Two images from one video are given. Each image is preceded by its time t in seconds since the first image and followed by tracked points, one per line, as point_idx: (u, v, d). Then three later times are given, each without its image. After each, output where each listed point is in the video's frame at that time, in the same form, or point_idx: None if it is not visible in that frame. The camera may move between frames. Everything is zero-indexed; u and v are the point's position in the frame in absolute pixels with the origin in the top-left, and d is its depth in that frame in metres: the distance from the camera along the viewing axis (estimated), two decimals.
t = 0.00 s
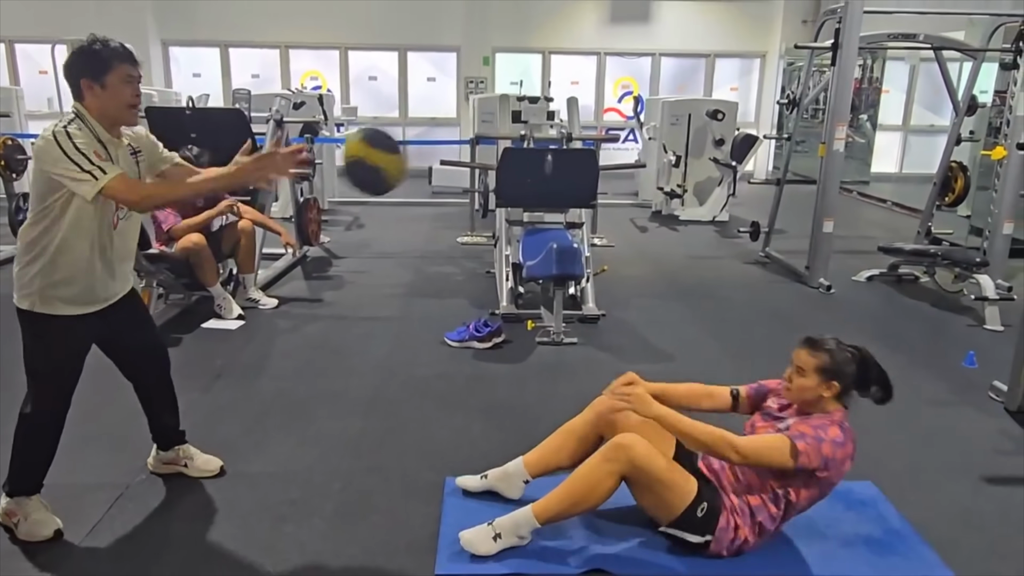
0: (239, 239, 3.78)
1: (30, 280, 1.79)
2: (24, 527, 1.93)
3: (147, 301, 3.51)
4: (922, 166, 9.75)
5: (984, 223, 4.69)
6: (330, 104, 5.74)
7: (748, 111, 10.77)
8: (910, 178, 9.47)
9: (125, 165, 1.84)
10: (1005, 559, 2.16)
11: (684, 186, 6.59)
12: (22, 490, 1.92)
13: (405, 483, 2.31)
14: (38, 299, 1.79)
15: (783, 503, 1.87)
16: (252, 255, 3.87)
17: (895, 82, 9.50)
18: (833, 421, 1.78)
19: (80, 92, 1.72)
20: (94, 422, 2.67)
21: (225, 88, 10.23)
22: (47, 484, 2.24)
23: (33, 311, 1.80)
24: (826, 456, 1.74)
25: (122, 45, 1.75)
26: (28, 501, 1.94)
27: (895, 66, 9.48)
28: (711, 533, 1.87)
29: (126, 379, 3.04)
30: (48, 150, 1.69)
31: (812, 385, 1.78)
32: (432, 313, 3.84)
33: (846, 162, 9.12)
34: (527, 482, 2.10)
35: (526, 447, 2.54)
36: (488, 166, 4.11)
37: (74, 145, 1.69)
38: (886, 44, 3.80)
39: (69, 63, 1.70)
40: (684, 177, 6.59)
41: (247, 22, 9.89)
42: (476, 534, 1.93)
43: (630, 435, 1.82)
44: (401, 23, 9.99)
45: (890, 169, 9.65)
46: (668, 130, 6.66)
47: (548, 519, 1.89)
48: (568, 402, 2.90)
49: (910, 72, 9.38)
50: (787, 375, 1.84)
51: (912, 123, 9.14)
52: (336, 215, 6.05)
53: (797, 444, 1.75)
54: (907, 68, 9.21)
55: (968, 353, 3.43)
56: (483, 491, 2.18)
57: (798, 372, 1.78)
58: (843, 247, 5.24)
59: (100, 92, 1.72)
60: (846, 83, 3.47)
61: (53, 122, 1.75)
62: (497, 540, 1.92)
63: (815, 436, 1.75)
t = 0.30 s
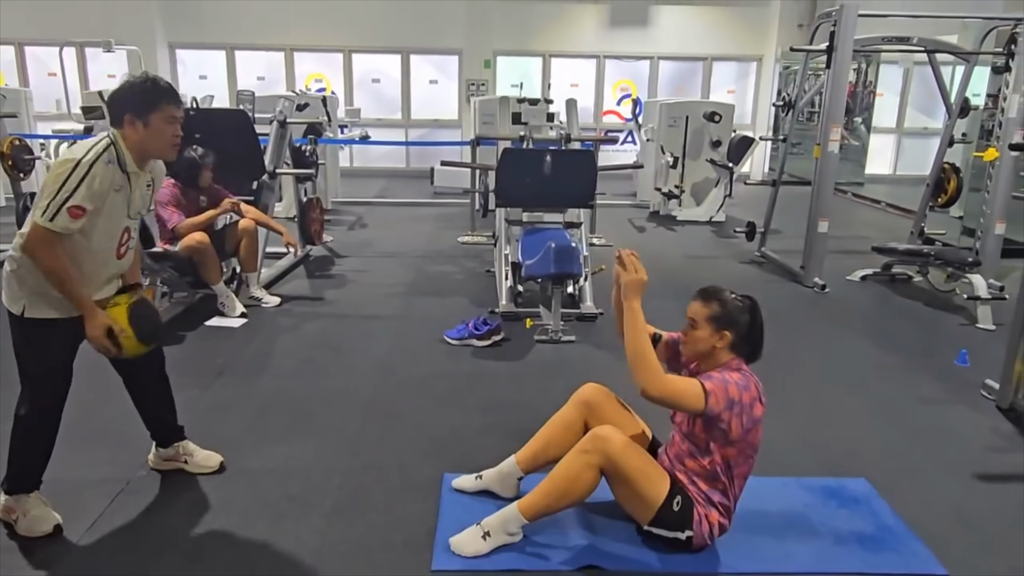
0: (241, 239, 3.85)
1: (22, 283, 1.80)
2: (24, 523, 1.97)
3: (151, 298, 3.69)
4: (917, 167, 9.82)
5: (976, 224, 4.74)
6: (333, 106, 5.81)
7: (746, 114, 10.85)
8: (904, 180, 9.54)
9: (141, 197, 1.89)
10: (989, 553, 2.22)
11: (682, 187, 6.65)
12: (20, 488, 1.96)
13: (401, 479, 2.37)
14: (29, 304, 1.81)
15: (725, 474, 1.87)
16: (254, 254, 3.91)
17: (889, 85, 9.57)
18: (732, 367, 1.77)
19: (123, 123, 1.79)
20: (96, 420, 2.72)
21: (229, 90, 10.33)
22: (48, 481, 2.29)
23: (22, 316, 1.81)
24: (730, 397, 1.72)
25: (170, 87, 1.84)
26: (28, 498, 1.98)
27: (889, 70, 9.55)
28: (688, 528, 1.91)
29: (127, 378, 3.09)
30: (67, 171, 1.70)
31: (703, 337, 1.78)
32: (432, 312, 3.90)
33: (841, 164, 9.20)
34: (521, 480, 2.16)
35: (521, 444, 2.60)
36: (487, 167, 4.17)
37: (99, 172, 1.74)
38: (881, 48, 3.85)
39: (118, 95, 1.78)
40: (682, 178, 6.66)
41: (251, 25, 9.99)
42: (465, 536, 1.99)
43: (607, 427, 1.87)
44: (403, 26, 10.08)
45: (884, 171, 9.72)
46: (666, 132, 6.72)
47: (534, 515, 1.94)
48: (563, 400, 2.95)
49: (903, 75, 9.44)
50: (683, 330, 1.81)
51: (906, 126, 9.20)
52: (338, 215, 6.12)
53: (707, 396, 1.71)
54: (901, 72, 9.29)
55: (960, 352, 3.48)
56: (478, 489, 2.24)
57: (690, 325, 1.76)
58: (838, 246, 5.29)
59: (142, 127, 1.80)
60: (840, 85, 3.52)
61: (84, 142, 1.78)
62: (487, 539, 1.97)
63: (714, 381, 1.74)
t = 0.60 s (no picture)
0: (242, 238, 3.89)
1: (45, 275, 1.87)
2: (22, 518, 2.01)
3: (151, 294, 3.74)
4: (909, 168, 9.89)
5: (966, 224, 4.73)
6: (335, 107, 5.88)
7: (741, 115, 10.93)
8: (896, 181, 9.61)
9: (145, 166, 1.92)
10: (970, 548, 2.27)
11: (678, 187, 6.71)
12: (21, 483, 1.99)
13: (395, 476, 2.43)
14: (51, 296, 1.88)
15: (712, 470, 1.93)
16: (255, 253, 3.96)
17: (882, 86, 9.63)
18: (715, 364, 1.82)
19: (104, 96, 1.78)
20: (97, 419, 2.78)
21: (233, 91, 10.42)
22: (49, 479, 2.33)
23: (45, 308, 1.88)
24: (712, 392, 1.77)
25: (146, 52, 1.81)
26: (27, 494, 2.01)
27: (881, 72, 9.62)
28: (678, 523, 1.96)
29: (130, 377, 3.15)
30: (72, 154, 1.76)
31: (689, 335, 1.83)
32: (431, 310, 3.97)
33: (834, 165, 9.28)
34: (513, 477, 2.22)
35: (513, 440, 2.66)
36: (486, 167, 4.24)
37: (100, 150, 1.77)
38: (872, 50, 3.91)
39: (92, 69, 1.75)
40: (678, 178, 6.71)
41: (253, 27, 10.08)
42: (457, 533, 2.05)
43: (598, 425, 1.92)
44: (403, 29, 10.15)
45: (877, 171, 9.79)
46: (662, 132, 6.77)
47: (525, 512, 1.99)
48: (557, 397, 3.01)
49: (895, 77, 9.49)
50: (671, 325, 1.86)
51: (899, 126, 9.29)
52: (340, 214, 6.19)
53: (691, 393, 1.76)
54: (893, 74, 9.35)
55: (950, 350, 3.53)
56: (471, 486, 2.30)
57: (679, 320, 1.81)
58: (831, 245, 5.35)
59: (124, 98, 1.78)
60: (833, 87, 3.57)
61: (73, 122, 1.81)
62: (477, 536, 2.04)
63: (698, 377, 1.78)
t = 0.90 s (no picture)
0: (239, 240, 3.97)
1: (29, 288, 1.88)
2: (20, 519, 2.06)
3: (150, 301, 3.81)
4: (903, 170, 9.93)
5: (957, 224, 4.74)
6: (334, 110, 5.92)
7: (736, 117, 10.99)
8: (890, 182, 9.66)
9: (112, 164, 1.91)
10: (952, 547, 2.31)
11: (673, 188, 6.75)
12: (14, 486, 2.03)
13: (388, 477, 2.48)
14: (39, 307, 1.87)
15: (749, 482, 1.98)
16: (253, 255, 4.05)
17: (875, 89, 9.67)
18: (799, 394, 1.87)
19: (67, 91, 1.78)
20: (94, 422, 2.82)
21: (235, 94, 10.50)
22: (46, 481, 2.38)
23: (34, 319, 1.88)
24: (796, 412, 1.81)
25: (111, 46, 1.81)
26: (24, 496, 2.06)
27: (876, 74, 9.68)
28: (680, 526, 2.01)
29: (126, 380, 3.20)
30: (23, 152, 1.74)
31: (787, 358, 1.84)
32: (427, 311, 4.02)
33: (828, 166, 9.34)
34: (506, 477, 2.27)
35: (505, 441, 2.71)
36: (483, 170, 4.29)
37: (51, 150, 1.76)
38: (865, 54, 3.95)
39: (56, 62, 1.76)
40: (674, 180, 6.75)
41: (253, 31, 10.15)
42: (452, 532, 2.09)
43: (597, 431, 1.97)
44: (403, 32, 10.20)
45: (871, 172, 9.85)
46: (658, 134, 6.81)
47: (522, 513, 2.03)
48: (549, 398, 3.06)
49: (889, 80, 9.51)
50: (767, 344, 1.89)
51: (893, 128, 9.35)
52: (340, 216, 6.25)
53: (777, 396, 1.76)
54: (887, 76, 9.39)
55: (940, 350, 3.57)
56: (464, 485, 2.35)
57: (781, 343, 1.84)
58: (824, 246, 5.39)
59: (88, 92, 1.79)
60: (825, 90, 3.60)
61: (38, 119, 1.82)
62: (472, 536, 2.08)
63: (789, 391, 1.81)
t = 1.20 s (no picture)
0: (248, 243, 4.09)
1: (28, 297, 1.92)
2: (33, 514, 2.13)
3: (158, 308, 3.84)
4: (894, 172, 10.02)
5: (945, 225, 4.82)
6: (342, 116, 6.03)
7: (731, 121, 11.15)
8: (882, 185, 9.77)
9: (109, 170, 1.97)
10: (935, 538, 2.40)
11: (671, 190, 6.87)
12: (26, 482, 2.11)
13: (391, 473, 2.58)
14: (40, 316, 1.92)
15: (772, 510, 2.20)
16: (262, 257, 4.17)
17: (867, 93, 9.79)
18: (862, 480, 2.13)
19: (65, 98, 1.84)
20: (102, 422, 2.91)
21: (246, 100, 10.72)
22: (57, 478, 2.47)
23: (35, 328, 1.92)
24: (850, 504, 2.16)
25: (110, 56, 1.89)
26: (37, 492, 2.14)
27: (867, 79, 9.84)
28: (693, 517, 2.16)
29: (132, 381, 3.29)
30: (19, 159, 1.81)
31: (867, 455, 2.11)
32: (431, 311, 4.16)
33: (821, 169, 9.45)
34: (512, 473, 2.39)
35: (504, 439, 2.83)
36: (485, 174, 4.43)
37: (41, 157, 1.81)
38: (856, 59, 4.07)
39: (54, 70, 1.83)
40: (671, 182, 6.87)
41: (261, 39, 10.34)
42: (461, 525, 2.20)
43: (611, 434, 2.08)
44: (407, 40, 10.38)
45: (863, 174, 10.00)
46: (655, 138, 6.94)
47: (532, 509, 2.13)
48: (547, 397, 3.18)
49: (880, 84, 9.55)
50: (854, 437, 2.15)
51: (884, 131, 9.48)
52: (347, 218, 6.40)
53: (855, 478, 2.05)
54: (877, 81, 9.43)
55: (926, 346, 3.68)
56: (470, 479, 2.48)
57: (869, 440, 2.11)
58: (816, 246, 5.49)
59: (86, 99, 1.85)
60: (816, 94, 3.72)
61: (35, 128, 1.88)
62: (481, 529, 2.18)
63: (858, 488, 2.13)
